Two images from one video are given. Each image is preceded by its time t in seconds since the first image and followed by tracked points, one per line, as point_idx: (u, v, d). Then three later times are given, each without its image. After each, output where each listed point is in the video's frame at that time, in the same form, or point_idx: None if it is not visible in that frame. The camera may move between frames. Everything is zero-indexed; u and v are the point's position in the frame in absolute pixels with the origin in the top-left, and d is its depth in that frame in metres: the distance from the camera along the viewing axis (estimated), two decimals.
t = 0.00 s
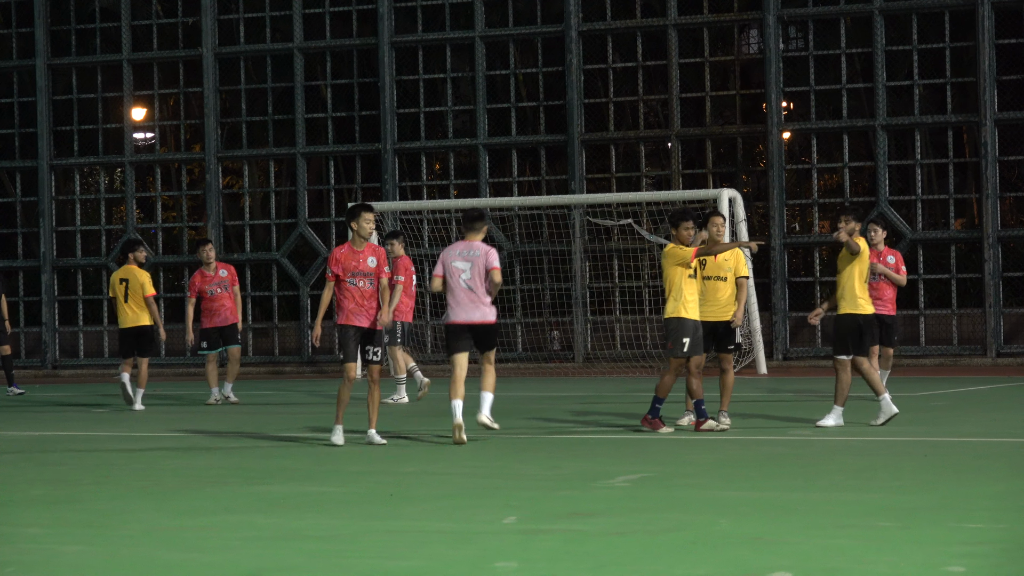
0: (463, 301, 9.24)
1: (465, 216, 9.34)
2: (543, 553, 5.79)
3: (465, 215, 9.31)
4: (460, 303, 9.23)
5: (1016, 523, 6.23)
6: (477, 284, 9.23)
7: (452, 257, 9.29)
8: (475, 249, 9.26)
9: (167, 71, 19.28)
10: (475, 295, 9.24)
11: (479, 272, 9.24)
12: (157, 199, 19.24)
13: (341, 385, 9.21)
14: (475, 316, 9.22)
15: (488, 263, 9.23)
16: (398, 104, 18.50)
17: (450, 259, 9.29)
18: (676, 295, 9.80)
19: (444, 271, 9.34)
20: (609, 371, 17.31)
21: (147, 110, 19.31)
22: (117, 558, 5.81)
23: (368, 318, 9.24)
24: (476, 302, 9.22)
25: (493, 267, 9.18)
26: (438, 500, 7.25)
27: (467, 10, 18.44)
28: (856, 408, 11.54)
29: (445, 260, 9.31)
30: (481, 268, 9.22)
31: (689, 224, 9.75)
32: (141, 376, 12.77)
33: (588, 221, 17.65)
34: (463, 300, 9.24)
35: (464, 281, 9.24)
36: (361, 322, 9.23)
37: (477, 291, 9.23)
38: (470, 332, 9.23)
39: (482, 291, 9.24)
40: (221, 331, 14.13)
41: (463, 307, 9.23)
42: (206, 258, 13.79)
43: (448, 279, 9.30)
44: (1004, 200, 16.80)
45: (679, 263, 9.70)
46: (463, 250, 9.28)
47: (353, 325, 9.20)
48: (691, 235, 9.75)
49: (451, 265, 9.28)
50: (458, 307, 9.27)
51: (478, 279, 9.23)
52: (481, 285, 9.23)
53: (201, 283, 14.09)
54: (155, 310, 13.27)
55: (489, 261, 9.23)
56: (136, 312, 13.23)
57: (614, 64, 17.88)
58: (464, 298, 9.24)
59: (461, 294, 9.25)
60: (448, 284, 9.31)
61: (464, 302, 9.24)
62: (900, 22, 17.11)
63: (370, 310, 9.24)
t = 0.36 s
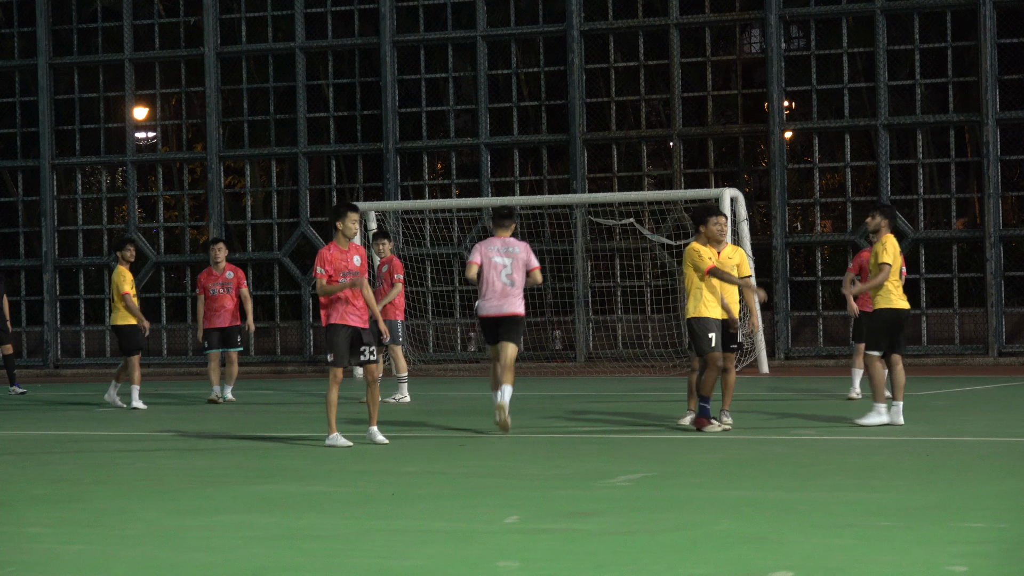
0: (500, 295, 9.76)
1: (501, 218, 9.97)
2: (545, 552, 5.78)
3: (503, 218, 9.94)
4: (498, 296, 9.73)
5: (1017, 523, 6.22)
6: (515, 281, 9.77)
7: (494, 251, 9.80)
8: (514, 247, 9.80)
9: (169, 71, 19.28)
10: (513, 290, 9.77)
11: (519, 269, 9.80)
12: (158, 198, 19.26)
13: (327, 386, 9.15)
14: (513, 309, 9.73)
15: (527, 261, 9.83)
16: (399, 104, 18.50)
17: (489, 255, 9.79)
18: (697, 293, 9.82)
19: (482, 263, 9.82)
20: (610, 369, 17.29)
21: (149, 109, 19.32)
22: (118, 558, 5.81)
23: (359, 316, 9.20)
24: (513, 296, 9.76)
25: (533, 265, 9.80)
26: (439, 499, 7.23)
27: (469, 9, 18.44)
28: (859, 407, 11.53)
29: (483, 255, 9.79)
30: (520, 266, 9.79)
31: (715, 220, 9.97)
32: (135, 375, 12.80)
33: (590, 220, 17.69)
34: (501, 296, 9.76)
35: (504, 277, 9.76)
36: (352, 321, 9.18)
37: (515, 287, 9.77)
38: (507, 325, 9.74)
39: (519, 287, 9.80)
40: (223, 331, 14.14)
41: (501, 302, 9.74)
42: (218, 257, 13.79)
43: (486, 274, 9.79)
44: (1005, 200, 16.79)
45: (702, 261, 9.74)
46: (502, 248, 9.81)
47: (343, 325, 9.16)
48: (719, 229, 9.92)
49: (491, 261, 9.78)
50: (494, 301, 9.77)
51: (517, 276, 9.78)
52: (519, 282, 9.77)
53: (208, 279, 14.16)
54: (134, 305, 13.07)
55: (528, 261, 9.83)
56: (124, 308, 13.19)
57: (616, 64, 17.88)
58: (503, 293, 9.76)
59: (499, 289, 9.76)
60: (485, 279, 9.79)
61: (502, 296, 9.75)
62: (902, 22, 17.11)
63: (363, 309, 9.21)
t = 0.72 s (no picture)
0: (522, 291, 10.46)
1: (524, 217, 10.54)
2: (549, 552, 5.78)
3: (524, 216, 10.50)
4: (519, 293, 10.45)
5: (1020, 523, 6.22)
6: (534, 277, 10.43)
7: (513, 252, 10.48)
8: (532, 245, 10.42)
9: (172, 71, 19.29)
10: (534, 286, 10.45)
11: (537, 264, 10.41)
12: (161, 198, 19.26)
13: (325, 387, 9.20)
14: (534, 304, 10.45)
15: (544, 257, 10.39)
16: (402, 104, 18.51)
17: (510, 255, 10.50)
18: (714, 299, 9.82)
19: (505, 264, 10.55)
20: (613, 369, 17.28)
21: (151, 109, 19.31)
22: (121, 558, 5.81)
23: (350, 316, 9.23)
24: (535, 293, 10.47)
25: (549, 260, 10.33)
26: (442, 499, 7.24)
27: (471, 9, 18.45)
28: (861, 407, 11.55)
29: (505, 256, 10.53)
30: (537, 263, 10.40)
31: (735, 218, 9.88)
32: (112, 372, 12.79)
33: (592, 220, 17.78)
34: (523, 292, 10.46)
35: (523, 275, 10.44)
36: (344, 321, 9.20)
37: (534, 283, 10.44)
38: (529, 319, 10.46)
39: (539, 283, 10.44)
40: (225, 329, 14.12)
41: (523, 298, 10.46)
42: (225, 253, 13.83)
43: (509, 272, 10.51)
44: (1008, 200, 16.78)
45: (709, 267, 9.79)
46: (522, 247, 10.46)
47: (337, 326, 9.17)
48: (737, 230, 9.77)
49: (511, 260, 10.49)
50: (518, 297, 10.49)
51: (534, 272, 10.42)
52: (537, 277, 10.42)
53: (210, 276, 14.20)
54: (100, 308, 13.12)
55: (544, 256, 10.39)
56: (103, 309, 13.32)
57: (618, 63, 17.88)
58: (524, 289, 10.46)
59: (520, 285, 10.46)
60: (508, 277, 10.53)
61: (524, 293, 10.46)
62: (904, 22, 17.11)
63: (352, 310, 9.26)
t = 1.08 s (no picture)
0: (547, 288, 11.11)
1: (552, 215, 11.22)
2: (550, 552, 5.79)
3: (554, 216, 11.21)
4: (545, 290, 11.09)
5: (1022, 523, 6.22)
6: (560, 276, 11.11)
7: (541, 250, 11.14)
8: (560, 245, 11.14)
9: (173, 71, 19.29)
10: (559, 285, 11.12)
11: (564, 265, 11.14)
12: (162, 198, 19.26)
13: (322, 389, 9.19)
14: (558, 302, 11.08)
15: (573, 258, 11.15)
16: (404, 103, 18.51)
17: (538, 253, 11.15)
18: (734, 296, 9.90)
19: (530, 261, 11.18)
20: (613, 369, 17.28)
21: (153, 109, 19.32)
22: (123, 558, 5.81)
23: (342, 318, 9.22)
24: (559, 291, 11.07)
25: (577, 262, 11.10)
26: (444, 499, 7.24)
27: (473, 9, 18.45)
28: (862, 406, 11.55)
29: (532, 252, 11.14)
30: (565, 263, 11.12)
31: (753, 218, 9.74)
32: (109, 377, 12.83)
33: (593, 220, 17.72)
34: (548, 290, 11.10)
35: (549, 273, 11.11)
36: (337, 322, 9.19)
37: (560, 282, 11.11)
38: (552, 316, 11.09)
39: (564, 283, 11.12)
40: (221, 330, 14.11)
41: (547, 295, 11.10)
42: (213, 255, 13.79)
43: (534, 269, 11.14)
44: (1010, 199, 16.77)
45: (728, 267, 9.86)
46: (550, 246, 11.15)
47: (331, 326, 9.15)
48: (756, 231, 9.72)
49: (538, 257, 11.13)
50: (541, 294, 11.12)
51: (562, 272, 11.13)
52: (564, 277, 11.11)
53: (202, 280, 14.15)
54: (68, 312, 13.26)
55: (572, 257, 11.14)
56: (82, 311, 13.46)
57: (620, 63, 17.88)
58: (549, 287, 11.10)
59: (546, 282, 11.12)
60: (534, 275, 11.16)
61: (549, 291, 11.09)
62: (906, 22, 17.11)
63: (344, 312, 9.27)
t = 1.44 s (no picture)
0: (561, 287, 11.71)
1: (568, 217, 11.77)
2: (553, 552, 5.78)
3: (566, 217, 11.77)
4: (558, 289, 11.71)
5: None
6: (570, 274, 11.67)
7: (554, 252, 11.78)
8: (569, 244, 11.68)
9: (175, 71, 19.29)
10: (571, 282, 11.68)
11: (573, 262, 11.64)
12: (164, 198, 19.25)
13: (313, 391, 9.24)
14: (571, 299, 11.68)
15: (580, 256, 11.61)
16: (405, 103, 18.51)
17: (551, 255, 11.79)
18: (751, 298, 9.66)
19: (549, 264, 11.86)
20: (614, 369, 17.26)
21: (154, 109, 19.32)
22: (125, 558, 5.81)
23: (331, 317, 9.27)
24: (572, 289, 11.66)
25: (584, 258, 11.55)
26: (445, 499, 7.24)
27: (474, 9, 18.45)
28: (865, 406, 11.54)
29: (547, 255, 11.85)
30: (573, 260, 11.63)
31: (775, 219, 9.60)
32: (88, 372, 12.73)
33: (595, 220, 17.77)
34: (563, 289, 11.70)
35: (561, 272, 11.68)
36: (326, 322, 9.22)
37: (570, 279, 11.68)
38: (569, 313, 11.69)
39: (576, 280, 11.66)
40: (221, 330, 14.18)
41: (560, 293, 11.71)
42: (212, 257, 13.79)
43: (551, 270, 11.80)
44: (1011, 199, 16.78)
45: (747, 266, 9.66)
46: (562, 247, 11.73)
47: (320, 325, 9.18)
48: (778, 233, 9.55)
49: (552, 259, 11.78)
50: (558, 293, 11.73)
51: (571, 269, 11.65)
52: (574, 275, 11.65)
53: (204, 281, 14.13)
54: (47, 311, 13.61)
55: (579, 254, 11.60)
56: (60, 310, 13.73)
57: (621, 63, 17.87)
58: (563, 285, 11.69)
59: (559, 281, 11.72)
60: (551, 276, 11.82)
61: (562, 289, 11.70)
62: (907, 22, 17.11)
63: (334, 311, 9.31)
